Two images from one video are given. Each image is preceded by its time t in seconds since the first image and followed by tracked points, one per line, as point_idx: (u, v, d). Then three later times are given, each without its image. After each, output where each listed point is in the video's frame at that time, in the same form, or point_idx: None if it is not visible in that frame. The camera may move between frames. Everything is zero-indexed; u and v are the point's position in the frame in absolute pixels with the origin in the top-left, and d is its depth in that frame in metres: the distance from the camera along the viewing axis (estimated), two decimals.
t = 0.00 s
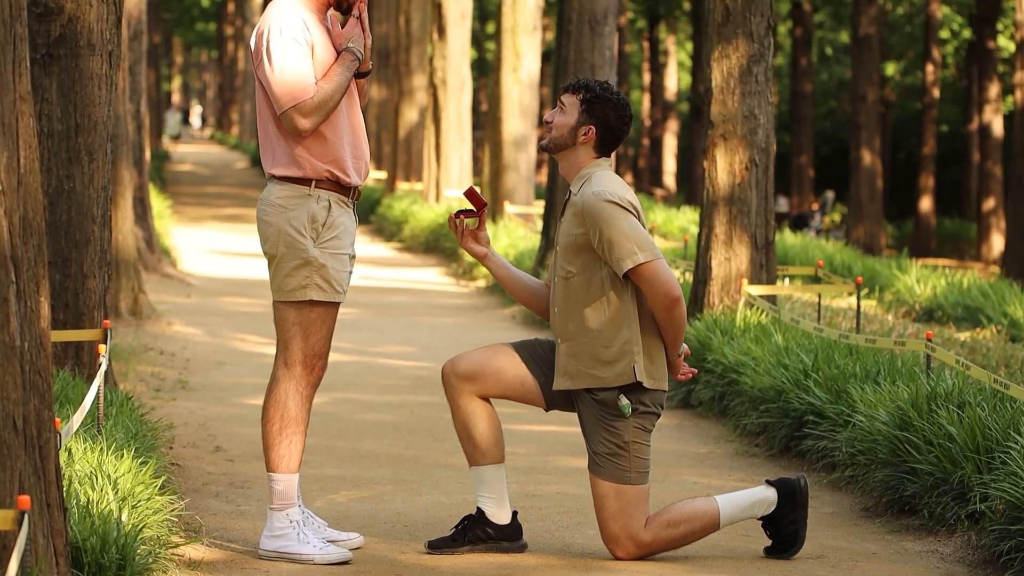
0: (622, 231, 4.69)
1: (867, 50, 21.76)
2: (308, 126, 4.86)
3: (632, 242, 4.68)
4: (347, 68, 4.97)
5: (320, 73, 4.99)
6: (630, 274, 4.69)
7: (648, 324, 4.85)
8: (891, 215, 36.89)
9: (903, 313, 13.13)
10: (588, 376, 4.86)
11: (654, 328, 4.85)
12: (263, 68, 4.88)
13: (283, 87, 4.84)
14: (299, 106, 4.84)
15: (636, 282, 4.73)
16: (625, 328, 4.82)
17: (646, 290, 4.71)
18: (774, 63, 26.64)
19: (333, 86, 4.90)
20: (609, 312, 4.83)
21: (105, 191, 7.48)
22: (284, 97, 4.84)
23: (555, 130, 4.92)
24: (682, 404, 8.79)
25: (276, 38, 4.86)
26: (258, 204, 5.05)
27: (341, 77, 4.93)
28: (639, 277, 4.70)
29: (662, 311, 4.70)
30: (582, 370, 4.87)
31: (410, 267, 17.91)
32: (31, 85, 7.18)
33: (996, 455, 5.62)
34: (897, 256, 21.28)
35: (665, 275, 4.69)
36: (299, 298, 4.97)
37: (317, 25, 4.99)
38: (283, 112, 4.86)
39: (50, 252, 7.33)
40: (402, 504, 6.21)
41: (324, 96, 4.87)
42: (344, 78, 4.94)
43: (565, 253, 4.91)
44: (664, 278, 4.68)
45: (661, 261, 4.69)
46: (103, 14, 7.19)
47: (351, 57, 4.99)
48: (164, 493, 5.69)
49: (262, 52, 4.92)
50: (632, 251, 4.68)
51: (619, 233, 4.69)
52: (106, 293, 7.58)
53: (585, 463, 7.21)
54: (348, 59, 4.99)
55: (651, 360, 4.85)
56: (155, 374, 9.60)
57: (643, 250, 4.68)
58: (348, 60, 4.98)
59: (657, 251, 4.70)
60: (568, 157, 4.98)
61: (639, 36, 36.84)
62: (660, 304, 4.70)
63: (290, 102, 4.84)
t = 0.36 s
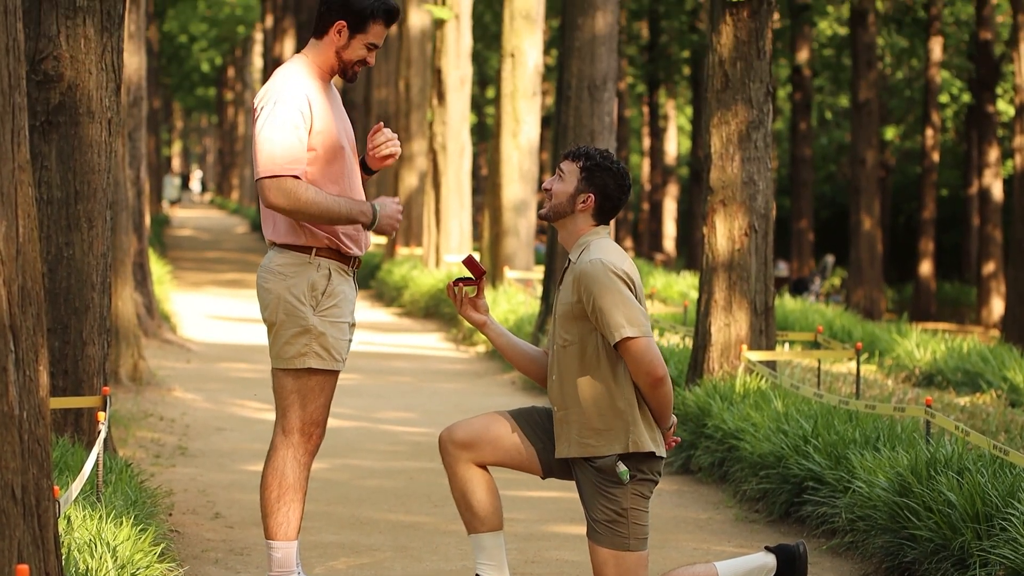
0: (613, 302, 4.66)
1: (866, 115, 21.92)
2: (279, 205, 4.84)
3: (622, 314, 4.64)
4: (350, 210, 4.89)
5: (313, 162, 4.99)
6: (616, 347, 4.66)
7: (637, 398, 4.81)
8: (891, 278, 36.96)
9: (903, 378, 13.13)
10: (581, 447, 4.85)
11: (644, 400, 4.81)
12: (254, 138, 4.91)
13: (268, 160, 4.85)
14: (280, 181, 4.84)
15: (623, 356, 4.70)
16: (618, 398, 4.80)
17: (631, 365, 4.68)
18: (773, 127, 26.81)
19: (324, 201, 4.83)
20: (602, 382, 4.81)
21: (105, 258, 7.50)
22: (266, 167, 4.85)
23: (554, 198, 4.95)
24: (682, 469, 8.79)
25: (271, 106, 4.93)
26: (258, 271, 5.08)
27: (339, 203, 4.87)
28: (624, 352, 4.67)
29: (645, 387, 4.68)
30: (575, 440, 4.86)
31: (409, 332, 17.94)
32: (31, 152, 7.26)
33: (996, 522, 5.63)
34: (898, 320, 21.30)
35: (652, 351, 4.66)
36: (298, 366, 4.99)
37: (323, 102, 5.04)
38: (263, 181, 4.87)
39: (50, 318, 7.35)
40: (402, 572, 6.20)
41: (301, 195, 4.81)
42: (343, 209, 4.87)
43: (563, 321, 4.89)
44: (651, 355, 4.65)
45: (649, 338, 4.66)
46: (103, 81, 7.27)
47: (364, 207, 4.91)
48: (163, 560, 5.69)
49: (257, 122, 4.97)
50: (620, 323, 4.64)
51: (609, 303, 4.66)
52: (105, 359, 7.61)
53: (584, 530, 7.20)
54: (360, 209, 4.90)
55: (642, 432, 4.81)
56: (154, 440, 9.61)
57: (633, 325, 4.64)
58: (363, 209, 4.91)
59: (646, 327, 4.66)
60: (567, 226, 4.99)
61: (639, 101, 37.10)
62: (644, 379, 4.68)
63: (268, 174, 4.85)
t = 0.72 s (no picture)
0: (611, 341, 4.67)
1: (868, 151, 21.99)
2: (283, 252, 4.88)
3: (619, 353, 4.66)
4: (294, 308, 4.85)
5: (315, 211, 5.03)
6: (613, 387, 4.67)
7: (636, 436, 4.82)
8: (893, 315, 36.94)
9: (905, 415, 13.12)
10: (580, 486, 4.86)
11: (643, 439, 4.82)
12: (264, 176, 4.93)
13: (277, 199, 4.87)
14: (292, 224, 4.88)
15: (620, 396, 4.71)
16: (615, 437, 4.80)
17: (628, 405, 4.68)
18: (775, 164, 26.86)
19: (296, 281, 4.86)
20: (600, 421, 4.81)
21: (106, 296, 7.52)
22: (276, 205, 4.87)
23: (552, 237, 4.98)
24: (684, 506, 8.78)
25: (279, 145, 4.95)
26: (261, 309, 5.09)
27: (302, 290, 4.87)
28: (621, 393, 4.68)
29: (642, 427, 4.68)
30: (574, 479, 4.88)
31: (411, 369, 17.95)
32: (32, 190, 7.29)
33: (999, 559, 5.68)
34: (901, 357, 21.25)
35: (648, 392, 4.67)
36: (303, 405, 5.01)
37: (330, 142, 5.06)
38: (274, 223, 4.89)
39: (51, 356, 7.36)
40: None
41: (292, 260, 4.86)
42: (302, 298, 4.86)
43: (561, 359, 4.90)
44: (647, 395, 4.66)
45: (646, 378, 4.67)
46: (103, 119, 7.31)
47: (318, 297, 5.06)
48: None
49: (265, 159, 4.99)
50: (615, 362, 4.65)
51: (606, 343, 4.67)
52: (107, 397, 7.63)
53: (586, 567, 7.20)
54: (299, 315, 4.84)
55: (640, 470, 4.82)
56: (156, 477, 9.60)
57: (629, 366, 4.65)
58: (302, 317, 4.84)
59: (642, 366, 4.67)
60: (565, 264, 5.01)
61: (641, 137, 37.21)
62: (642, 419, 4.69)
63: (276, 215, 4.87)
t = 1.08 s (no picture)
0: (613, 353, 4.67)
1: (866, 163, 22.01)
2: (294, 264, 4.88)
3: (621, 365, 4.66)
4: (320, 312, 4.86)
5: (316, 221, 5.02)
6: (615, 399, 4.68)
7: (637, 449, 4.81)
8: (892, 327, 36.95)
9: (904, 427, 13.12)
10: (581, 499, 4.86)
11: (643, 452, 4.82)
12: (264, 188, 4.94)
13: (278, 212, 4.88)
14: (294, 236, 4.87)
15: (623, 408, 4.71)
16: (617, 449, 4.80)
17: (630, 418, 4.68)
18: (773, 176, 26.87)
19: (314, 288, 4.86)
20: (601, 434, 4.81)
21: (105, 310, 7.52)
22: (277, 217, 4.87)
23: (553, 249, 4.98)
24: (683, 519, 8.78)
25: (279, 156, 4.97)
26: (260, 320, 5.09)
27: (324, 295, 4.88)
28: (624, 404, 4.68)
29: (643, 440, 4.68)
30: (575, 492, 4.87)
31: (410, 382, 17.94)
32: (30, 204, 7.28)
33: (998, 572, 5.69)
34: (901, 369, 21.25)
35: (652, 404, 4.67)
36: (300, 417, 5.02)
37: (329, 154, 5.07)
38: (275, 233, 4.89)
39: (50, 370, 7.36)
40: None
41: (303, 267, 4.85)
42: (326, 303, 4.87)
43: (564, 372, 4.90)
44: (649, 408, 4.66)
45: (649, 391, 4.67)
46: (103, 133, 7.31)
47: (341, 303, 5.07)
48: None
49: (265, 172, 5.00)
50: (619, 375, 4.65)
51: (609, 354, 4.67)
52: (106, 410, 7.62)
53: None
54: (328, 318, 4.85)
55: (641, 482, 4.82)
56: (155, 490, 9.60)
57: (632, 377, 4.65)
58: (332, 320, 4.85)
59: (645, 379, 4.67)
60: (567, 276, 5.02)
61: (639, 149, 37.28)
62: (643, 432, 4.69)
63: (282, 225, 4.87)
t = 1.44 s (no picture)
0: (615, 367, 4.67)
1: (867, 177, 22.02)
2: (307, 279, 4.89)
3: (624, 379, 4.65)
4: (349, 321, 4.91)
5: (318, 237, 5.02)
6: (617, 413, 4.67)
7: (638, 464, 4.81)
8: (893, 341, 36.94)
9: (905, 441, 13.12)
10: (581, 514, 4.85)
11: (645, 467, 4.81)
12: (267, 206, 4.94)
13: (284, 228, 4.88)
14: (300, 252, 4.86)
15: (624, 422, 4.71)
16: (619, 463, 4.80)
17: (632, 432, 4.68)
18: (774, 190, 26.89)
19: (334, 299, 4.89)
20: (603, 449, 4.81)
21: (106, 324, 7.53)
22: (283, 234, 4.88)
23: (554, 263, 4.98)
24: (684, 533, 8.77)
25: (278, 174, 4.97)
26: (259, 336, 5.09)
27: (345, 307, 4.92)
28: (626, 419, 4.67)
29: (646, 454, 4.68)
30: (576, 507, 4.87)
31: (411, 396, 17.93)
32: (31, 218, 7.29)
33: None
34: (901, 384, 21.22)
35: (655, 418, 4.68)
36: (300, 431, 5.02)
37: (325, 168, 5.08)
38: (282, 249, 4.89)
39: (51, 384, 7.37)
40: None
41: (321, 282, 4.88)
42: (347, 313, 4.91)
43: (565, 386, 4.90)
44: (652, 422, 4.66)
45: (651, 406, 4.66)
46: (103, 147, 7.32)
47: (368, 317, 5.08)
48: None
49: (265, 190, 5.00)
50: (621, 389, 4.65)
51: (612, 369, 4.67)
52: (106, 424, 7.63)
53: None
54: (357, 326, 4.92)
55: (643, 497, 4.82)
56: (156, 505, 9.59)
57: (635, 391, 4.65)
58: (360, 327, 4.92)
59: (647, 393, 4.67)
60: (568, 290, 5.01)
61: (640, 163, 37.31)
62: (645, 446, 4.69)
63: (290, 240, 4.87)
